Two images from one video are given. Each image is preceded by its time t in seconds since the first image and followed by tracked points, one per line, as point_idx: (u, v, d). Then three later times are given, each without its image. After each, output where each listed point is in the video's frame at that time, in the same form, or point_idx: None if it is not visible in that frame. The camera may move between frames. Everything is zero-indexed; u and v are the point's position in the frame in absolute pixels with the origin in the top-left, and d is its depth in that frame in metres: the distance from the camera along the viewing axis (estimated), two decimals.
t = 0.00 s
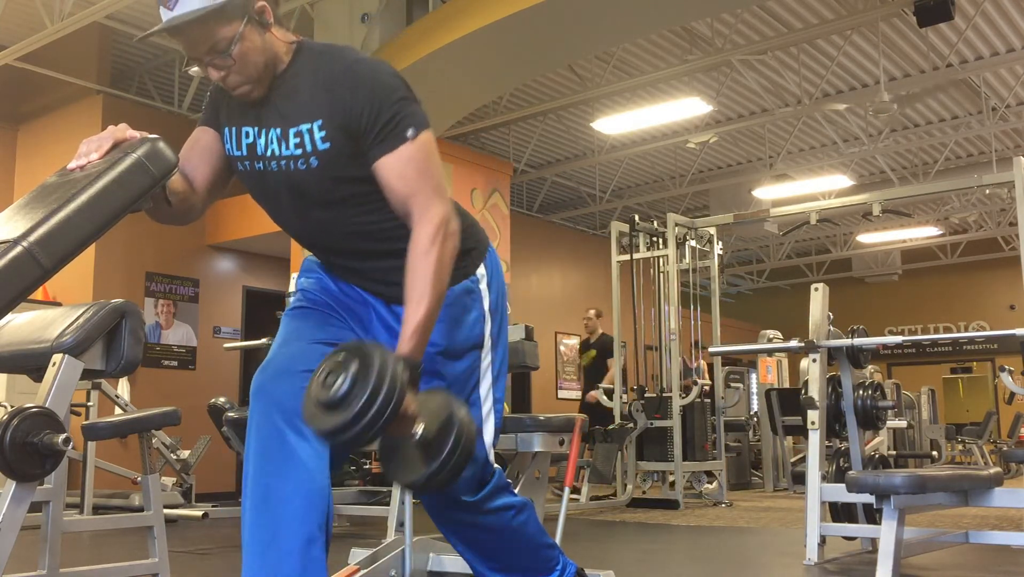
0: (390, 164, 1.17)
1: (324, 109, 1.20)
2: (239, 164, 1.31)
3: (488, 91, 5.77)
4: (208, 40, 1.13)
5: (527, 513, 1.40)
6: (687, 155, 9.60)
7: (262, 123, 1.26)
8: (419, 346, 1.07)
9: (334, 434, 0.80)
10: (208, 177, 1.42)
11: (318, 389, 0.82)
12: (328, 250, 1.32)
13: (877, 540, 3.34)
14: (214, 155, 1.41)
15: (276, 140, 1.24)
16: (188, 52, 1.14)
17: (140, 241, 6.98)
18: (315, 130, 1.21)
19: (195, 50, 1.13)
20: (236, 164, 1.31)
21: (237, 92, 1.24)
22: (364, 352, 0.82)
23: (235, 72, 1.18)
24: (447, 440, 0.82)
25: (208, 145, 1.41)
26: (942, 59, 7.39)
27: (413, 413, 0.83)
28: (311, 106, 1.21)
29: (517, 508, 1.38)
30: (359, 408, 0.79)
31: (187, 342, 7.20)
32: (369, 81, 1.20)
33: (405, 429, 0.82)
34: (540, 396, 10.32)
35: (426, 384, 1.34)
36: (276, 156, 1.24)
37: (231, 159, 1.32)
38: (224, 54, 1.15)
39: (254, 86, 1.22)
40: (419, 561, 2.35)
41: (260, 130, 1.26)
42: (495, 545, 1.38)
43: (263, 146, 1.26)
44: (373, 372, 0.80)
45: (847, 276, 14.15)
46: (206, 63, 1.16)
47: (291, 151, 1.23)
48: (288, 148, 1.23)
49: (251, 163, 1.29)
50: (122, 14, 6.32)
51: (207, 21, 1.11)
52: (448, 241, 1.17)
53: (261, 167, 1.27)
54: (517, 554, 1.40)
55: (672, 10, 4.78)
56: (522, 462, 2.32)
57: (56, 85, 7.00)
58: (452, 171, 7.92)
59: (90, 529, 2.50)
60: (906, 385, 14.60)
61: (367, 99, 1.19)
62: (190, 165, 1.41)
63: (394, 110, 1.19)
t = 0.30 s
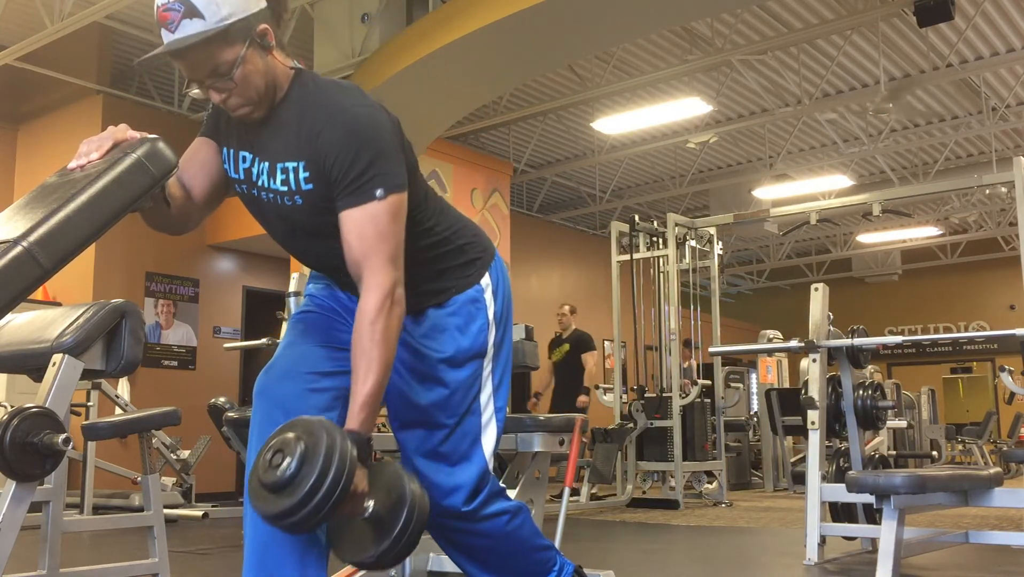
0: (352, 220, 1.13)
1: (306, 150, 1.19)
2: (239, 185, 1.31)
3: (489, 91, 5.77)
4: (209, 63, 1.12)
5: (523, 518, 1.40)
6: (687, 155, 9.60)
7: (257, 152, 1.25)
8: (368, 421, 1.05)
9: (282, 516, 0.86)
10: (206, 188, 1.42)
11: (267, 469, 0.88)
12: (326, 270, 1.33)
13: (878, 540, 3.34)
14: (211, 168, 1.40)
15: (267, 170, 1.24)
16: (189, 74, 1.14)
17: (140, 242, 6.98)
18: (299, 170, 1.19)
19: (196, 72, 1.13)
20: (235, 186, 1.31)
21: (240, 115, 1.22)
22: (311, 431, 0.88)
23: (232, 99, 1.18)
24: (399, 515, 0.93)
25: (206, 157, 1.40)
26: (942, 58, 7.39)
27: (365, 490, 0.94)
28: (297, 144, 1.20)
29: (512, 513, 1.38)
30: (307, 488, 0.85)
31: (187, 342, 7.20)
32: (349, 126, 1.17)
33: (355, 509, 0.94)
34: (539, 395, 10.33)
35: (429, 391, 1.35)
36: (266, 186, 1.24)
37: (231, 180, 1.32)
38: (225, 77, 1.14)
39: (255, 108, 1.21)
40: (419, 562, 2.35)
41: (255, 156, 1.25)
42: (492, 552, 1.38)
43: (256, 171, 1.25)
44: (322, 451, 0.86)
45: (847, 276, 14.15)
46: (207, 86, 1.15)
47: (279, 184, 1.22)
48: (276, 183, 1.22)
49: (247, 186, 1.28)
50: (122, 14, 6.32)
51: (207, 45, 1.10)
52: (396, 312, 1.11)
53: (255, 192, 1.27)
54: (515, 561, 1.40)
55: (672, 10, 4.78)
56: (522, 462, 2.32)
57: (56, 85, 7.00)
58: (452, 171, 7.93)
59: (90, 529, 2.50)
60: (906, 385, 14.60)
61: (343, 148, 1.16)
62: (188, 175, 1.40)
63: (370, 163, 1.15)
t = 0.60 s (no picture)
0: (341, 246, 1.12)
1: (302, 172, 1.18)
2: (244, 200, 1.31)
3: (489, 91, 5.78)
4: (214, 78, 1.13)
5: (520, 521, 1.40)
6: (687, 155, 9.60)
7: (259, 168, 1.25)
8: (359, 453, 1.03)
9: (273, 553, 0.86)
10: (208, 192, 1.42)
11: (259, 506, 0.88)
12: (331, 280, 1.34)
13: (878, 540, 3.34)
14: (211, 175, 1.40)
15: (268, 189, 1.24)
16: (194, 89, 1.15)
17: (140, 242, 6.98)
18: (296, 191, 1.19)
19: (201, 86, 1.14)
20: (240, 199, 1.32)
21: (245, 129, 1.22)
22: (300, 469, 0.88)
23: (235, 114, 1.18)
24: (390, 547, 0.95)
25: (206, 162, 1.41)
26: (942, 58, 7.39)
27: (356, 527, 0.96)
28: (294, 165, 1.19)
29: (508, 517, 1.38)
30: (295, 524, 0.85)
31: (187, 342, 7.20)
32: (342, 150, 1.15)
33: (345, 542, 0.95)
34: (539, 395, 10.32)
35: (432, 396, 1.35)
36: (267, 203, 1.25)
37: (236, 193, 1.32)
38: (231, 91, 1.15)
39: (260, 123, 1.21)
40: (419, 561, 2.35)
41: (257, 171, 1.26)
42: (489, 553, 1.38)
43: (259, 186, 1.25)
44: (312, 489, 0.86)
45: (847, 276, 14.15)
46: (212, 100, 1.16)
47: (280, 203, 1.22)
48: (276, 202, 1.23)
49: (251, 200, 1.29)
50: (122, 14, 6.32)
51: (212, 60, 1.11)
52: (381, 342, 1.10)
53: (258, 206, 1.27)
54: (511, 565, 1.40)
55: (672, 10, 4.78)
56: (522, 462, 2.32)
57: (56, 85, 7.00)
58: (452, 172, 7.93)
59: (90, 529, 2.50)
60: (906, 385, 14.60)
61: (336, 173, 1.14)
62: (189, 180, 1.41)
63: (362, 190, 1.13)
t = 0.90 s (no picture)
0: (367, 232, 1.14)
1: (318, 163, 1.19)
2: (250, 195, 1.31)
3: (490, 91, 5.78)
4: (218, 72, 1.13)
5: (516, 521, 1.40)
6: (687, 155, 9.60)
7: (270, 160, 1.25)
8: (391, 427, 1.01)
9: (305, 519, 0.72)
10: (210, 192, 1.42)
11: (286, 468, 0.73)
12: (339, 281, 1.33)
13: (878, 540, 3.34)
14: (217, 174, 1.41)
15: (280, 181, 1.24)
16: (199, 83, 1.15)
17: (140, 242, 6.98)
18: (313, 180, 1.20)
19: (206, 80, 1.14)
20: (247, 196, 1.32)
21: (249, 123, 1.23)
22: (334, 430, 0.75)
23: (242, 108, 1.18)
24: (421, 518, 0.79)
25: (209, 162, 1.41)
26: (942, 58, 7.39)
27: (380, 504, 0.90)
28: (308, 156, 1.20)
29: (505, 516, 1.38)
30: (332, 490, 0.72)
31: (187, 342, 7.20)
32: (359, 140, 1.17)
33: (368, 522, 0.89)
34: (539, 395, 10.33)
35: (429, 397, 1.32)
36: (280, 195, 1.25)
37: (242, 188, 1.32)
38: (235, 86, 1.15)
39: (265, 117, 1.21)
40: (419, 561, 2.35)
41: (267, 165, 1.26)
42: (482, 552, 1.37)
43: (269, 180, 1.26)
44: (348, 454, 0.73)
45: (847, 276, 14.16)
46: (217, 95, 1.16)
47: (294, 195, 1.23)
48: (288, 194, 1.23)
49: (259, 195, 1.29)
50: (122, 14, 6.32)
51: (218, 54, 1.12)
52: (415, 320, 1.10)
53: (268, 201, 1.28)
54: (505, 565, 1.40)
55: (672, 10, 4.77)
56: (523, 462, 2.32)
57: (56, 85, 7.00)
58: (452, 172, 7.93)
59: (90, 529, 2.50)
60: (906, 385, 14.60)
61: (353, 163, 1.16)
62: (192, 180, 1.41)
63: (379, 177, 1.15)
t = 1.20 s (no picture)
0: (419, 125, 1.23)
1: (338, 83, 1.21)
2: (241, 161, 1.29)
3: (490, 90, 5.77)
4: (201, 36, 1.13)
5: (518, 509, 1.37)
6: (687, 155, 9.60)
7: (269, 108, 1.23)
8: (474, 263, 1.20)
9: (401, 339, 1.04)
10: (204, 192, 1.42)
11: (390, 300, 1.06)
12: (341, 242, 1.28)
13: (878, 540, 3.34)
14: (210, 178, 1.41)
15: (284, 124, 1.22)
16: (178, 49, 1.14)
17: (140, 242, 6.99)
18: (331, 105, 1.20)
19: (188, 46, 1.14)
20: (239, 161, 1.29)
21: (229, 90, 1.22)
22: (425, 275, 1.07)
23: (236, 56, 1.18)
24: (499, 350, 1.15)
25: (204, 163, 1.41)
26: (942, 59, 7.39)
27: (473, 330, 1.18)
28: (319, 83, 1.22)
29: (507, 505, 1.35)
30: (423, 317, 1.03)
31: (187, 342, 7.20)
32: (376, 54, 1.23)
33: (464, 343, 1.18)
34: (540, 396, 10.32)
35: (409, 384, 1.29)
36: (288, 139, 1.22)
37: (231, 156, 1.30)
38: (218, 49, 1.15)
39: (246, 79, 1.22)
40: (419, 562, 2.34)
41: (262, 121, 1.24)
42: (483, 542, 1.35)
43: (267, 135, 1.24)
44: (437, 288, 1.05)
45: (847, 276, 14.16)
46: (199, 60, 1.16)
47: (304, 131, 1.21)
48: (295, 132, 1.21)
49: (254, 156, 1.26)
50: (122, 14, 6.32)
51: (199, 17, 1.11)
52: (497, 166, 1.25)
53: (266, 157, 1.25)
54: (509, 553, 1.36)
55: (672, 9, 4.77)
56: (523, 462, 2.31)
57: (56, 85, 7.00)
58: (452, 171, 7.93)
59: (90, 529, 2.50)
60: (906, 385, 14.61)
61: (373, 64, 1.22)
62: (185, 180, 1.40)
63: (412, 73, 1.24)
